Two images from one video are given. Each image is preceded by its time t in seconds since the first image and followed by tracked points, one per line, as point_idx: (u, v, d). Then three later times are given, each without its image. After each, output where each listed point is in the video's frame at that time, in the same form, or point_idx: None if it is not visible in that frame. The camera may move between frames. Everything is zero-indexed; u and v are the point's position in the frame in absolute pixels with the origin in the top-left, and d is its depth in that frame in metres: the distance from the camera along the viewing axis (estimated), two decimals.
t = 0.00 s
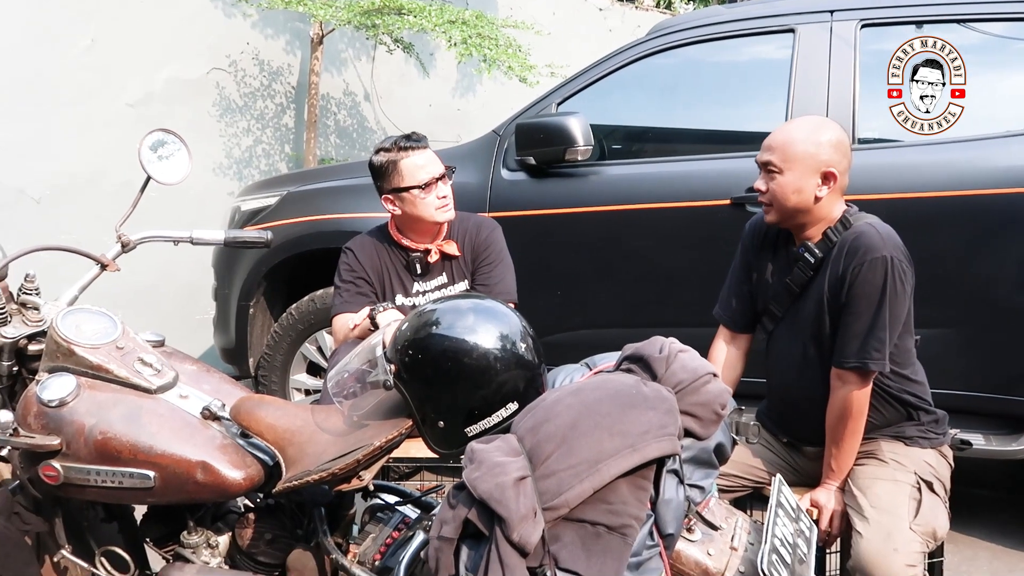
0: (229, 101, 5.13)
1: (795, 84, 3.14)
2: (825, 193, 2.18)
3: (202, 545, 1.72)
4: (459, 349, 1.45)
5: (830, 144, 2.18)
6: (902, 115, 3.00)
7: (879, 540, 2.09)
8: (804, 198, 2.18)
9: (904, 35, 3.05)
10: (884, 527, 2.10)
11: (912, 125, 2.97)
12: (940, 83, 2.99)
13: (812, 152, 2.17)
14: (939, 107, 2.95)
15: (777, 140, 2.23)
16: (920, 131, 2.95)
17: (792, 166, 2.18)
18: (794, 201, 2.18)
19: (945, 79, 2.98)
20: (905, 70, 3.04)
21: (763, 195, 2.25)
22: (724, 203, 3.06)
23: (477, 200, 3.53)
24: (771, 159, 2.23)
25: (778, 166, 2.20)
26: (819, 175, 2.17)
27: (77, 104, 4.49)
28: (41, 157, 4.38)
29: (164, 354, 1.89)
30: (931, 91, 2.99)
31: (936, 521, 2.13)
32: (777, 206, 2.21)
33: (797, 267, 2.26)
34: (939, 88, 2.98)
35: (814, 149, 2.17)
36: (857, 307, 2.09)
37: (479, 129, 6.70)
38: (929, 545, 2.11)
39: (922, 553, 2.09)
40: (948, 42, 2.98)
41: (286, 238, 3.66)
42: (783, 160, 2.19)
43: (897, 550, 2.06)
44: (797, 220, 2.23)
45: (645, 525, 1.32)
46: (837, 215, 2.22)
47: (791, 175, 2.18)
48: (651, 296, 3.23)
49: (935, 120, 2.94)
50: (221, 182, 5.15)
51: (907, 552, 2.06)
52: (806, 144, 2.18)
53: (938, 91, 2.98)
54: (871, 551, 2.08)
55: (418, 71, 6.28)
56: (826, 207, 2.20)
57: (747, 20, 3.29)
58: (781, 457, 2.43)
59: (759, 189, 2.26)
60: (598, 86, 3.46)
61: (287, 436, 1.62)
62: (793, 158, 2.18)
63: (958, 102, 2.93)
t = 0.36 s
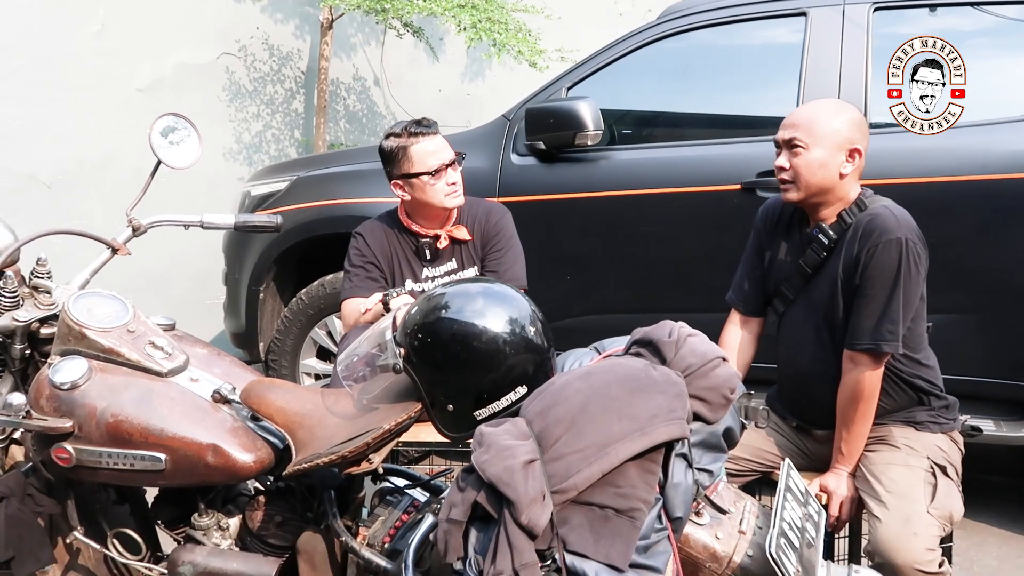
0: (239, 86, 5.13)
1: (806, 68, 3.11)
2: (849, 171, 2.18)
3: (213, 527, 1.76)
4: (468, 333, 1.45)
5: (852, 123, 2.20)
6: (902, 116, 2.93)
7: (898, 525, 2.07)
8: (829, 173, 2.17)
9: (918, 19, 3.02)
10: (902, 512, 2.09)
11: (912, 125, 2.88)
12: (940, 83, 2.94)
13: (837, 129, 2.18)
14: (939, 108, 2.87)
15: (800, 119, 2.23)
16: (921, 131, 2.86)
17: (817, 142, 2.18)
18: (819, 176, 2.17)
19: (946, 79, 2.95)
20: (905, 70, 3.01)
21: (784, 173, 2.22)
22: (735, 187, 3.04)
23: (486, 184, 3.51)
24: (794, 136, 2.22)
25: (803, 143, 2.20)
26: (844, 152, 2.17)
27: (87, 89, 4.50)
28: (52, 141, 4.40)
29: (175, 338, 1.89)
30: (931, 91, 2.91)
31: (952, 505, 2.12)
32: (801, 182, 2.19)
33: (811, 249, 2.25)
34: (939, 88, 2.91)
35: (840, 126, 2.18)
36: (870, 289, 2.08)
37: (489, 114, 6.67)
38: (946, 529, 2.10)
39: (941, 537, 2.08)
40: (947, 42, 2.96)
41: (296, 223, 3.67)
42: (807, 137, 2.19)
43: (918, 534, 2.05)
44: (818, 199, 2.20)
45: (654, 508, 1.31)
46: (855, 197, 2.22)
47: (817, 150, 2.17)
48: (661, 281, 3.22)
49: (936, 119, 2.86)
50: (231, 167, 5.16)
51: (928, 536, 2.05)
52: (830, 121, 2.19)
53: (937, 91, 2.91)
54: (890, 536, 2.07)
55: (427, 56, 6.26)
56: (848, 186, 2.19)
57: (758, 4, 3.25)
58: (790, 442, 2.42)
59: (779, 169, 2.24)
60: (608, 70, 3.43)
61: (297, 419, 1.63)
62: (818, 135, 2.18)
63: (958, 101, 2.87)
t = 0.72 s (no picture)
0: (243, 80, 5.12)
1: (812, 62, 3.09)
2: (859, 165, 2.17)
3: (216, 522, 1.76)
4: (472, 328, 1.45)
5: (864, 117, 2.19)
6: (902, 116, 2.89)
7: (902, 522, 2.07)
8: (840, 165, 2.15)
9: (924, 13, 3.00)
10: (906, 508, 2.09)
11: (912, 125, 2.85)
12: (940, 82, 2.90)
13: (851, 121, 2.17)
14: (939, 108, 2.84)
15: (813, 108, 2.21)
16: (920, 132, 2.83)
17: (829, 133, 2.17)
18: (829, 167, 2.15)
19: (945, 78, 2.90)
20: (905, 70, 2.96)
21: (794, 162, 2.20)
22: (740, 182, 3.03)
23: (490, 178, 3.50)
24: (806, 125, 2.20)
25: (815, 132, 2.18)
26: (855, 144, 2.17)
27: (91, 83, 4.49)
28: (55, 135, 4.40)
29: (178, 333, 1.89)
30: (931, 91, 2.87)
31: (956, 501, 2.11)
32: (811, 172, 2.17)
33: (816, 243, 2.23)
34: (939, 88, 2.87)
35: (853, 118, 2.17)
36: (876, 284, 2.07)
37: (493, 108, 6.65)
38: (949, 525, 2.09)
39: (943, 533, 2.08)
40: (947, 42, 2.92)
41: (300, 218, 3.66)
42: (820, 127, 2.18)
43: (921, 531, 2.04)
44: (826, 190, 2.19)
45: (657, 505, 1.31)
46: (862, 192, 2.20)
47: (829, 141, 2.16)
48: (665, 276, 3.21)
49: (935, 120, 2.83)
50: (234, 161, 5.15)
51: (931, 533, 2.04)
52: (844, 113, 2.18)
53: (937, 91, 2.87)
54: (894, 533, 2.06)
55: (431, 50, 6.25)
56: (856, 180, 2.18)
57: None
58: (794, 437, 2.41)
59: (789, 157, 2.22)
60: (612, 64, 3.42)
61: (300, 415, 1.62)
62: (831, 125, 2.17)
63: (958, 101, 2.83)
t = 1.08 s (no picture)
0: (250, 79, 5.13)
1: (820, 61, 3.07)
2: (869, 165, 2.16)
3: (222, 521, 1.76)
4: (478, 327, 1.44)
5: (875, 116, 2.18)
6: (902, 116, 2.87)
7: (911, 522, 2.06)
8: (850, 165, 2.14)
9: (934, 12, 2.98)
10: (915, 508, 2.08)
11: (912, 125, 2.84)
12: (940, 83, 2.88)
13: (861, 121, 2.16)
14: (939, 108, 2.82)
15: (823, 108, 2.20)
16: (920, 132, 2.81)
17: (840, 133, 2.15)
18: (839, 167, 2.14)
19: (946, 78, 2.89)
20: (905, 70, 2.94)
21: (804, 161, 2.18)
22: (747, 181, 3.02)
23: (497, 177, 3.50)
24: (816, 124, 2.19)
25: (826, 132, 2.16)
26: (866, 144, 2.15)
27: (99, 82, 4.51)
28: (63, 134, 4.42)
29: (184, 332, 1.89)
30: (931, 91, 2.86)
31: (965, 502, 2.10)
32: (820, 171, 2.15)
33: (826, 243, 2.22)
34: (939, 89, 2.86)
35: (863, 118, 2.16)
36: (887, 284, 2.06)
37: (500, 107, 6.64)
38: (958, 526, 2.08)
39: (953, 534, 2.06)
40: (947, 42, 2.91)
41: (307, 217, 3.67)
42: (831, 125, 2.16)
43: (930, 531, 2.03)
44: (835, 190, 2.18)
45: (664, 505, 1.30)
46: (871, 192, 2.19)
47: (840, 140, 2.14)
48: (672, 275, 3.20)
49: (935, 120, 2.81)
50: (242, 160, 5.16)
51: (940, 534, 2.03)
52: (854, 112, 2.17)
53: (938, 91, 2.85)
54: (903, 534, 2.05)
55: (438, 49, 6.25)
56: (866, 180, 2.17)
57: None
58: (802, 437, 2.40)
59: (799, 156, 2.20)
60: (618, 63, 3.42)
61: (306, 414, 1.62)
62: (841, 124, 2.16)
63: (958, 101, 2.82)
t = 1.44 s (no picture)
0: (254, 82, 5.14)
1: (823, 64, 3.06)
2: (875, 169, 2.15)
3: (223, 525, 1.75)
4: (480, 331, 1.44)
5: (880, 120, 2.17)
6: (902, 116, 2.88)
7: (916, 527, 2.04)
8: (856, 169, 2.13)
9: (938, 14, 2.97)
10: (920, 513, 2.06)
11: (912, 125, 2.85)
12: (940, 82, 2.89)
13: (867, 124, 2.15)
14: (939, 107, 2.83)
15: (829, 111, 2.19)
16: (920, 132, 2.83)
17: (845, 137, 2.15)
18: (845, 171, 2.13)
19: (946, 78, 2.90)
20: (906, 70, 2.94)
21: (809, 165, 2.18)
22: (751, 184, 3.01)
23: (500, 180, 3.50)
24: (822, 128, 2.18)
25: (831, 136, 2.16)
26: (871, 148, 2.14)
27: (103, 85, 4.52)
28: (67, 137, 4.43)
29: (186, 335, 1.89)
30: (932, 91, 2.87)
31: (970, 507, 2.08)
32: (826, 175, 2.14)
33: (831, 248, 2.21)
34: (939, 88, 2.87)
35: (869, 122, 2.15)
36: (893, 289, 2.05)
37: (504, 110, 6.64)
38: (963, 532, 2.07)
39: (958, 540, 2.05)
40: (947, 42, 2.91)
41: (310, 220, 3.67)
42: (836, 129, 2.16)
43: (935, 537, 2.02)
44: (841, 194, 2.17)
45: (666, 510, 1.30)
46: (877, 195, 2.19)
47: (845, 144, 2.13)
48: (675, 279, 3.19)
49: (935, 119, 2.83)
50: (245, 164, 5.17)
51: (944, 539, 2.02)
52: (860, 116, 2.16)
53: (938, 90, 2.86)
54: (907, 539, 2.04)
55: (442, 53, 6.25)
56: (872, 183, 2.16)
57: None
58: (806, 442, 2.39)
59: (804, 160, 2.19)
60: (622, 66, 3.41)
61: (308, 417, 1.62)
62: (847, 128, 2.15)
63: (958, 101, 2.83)
